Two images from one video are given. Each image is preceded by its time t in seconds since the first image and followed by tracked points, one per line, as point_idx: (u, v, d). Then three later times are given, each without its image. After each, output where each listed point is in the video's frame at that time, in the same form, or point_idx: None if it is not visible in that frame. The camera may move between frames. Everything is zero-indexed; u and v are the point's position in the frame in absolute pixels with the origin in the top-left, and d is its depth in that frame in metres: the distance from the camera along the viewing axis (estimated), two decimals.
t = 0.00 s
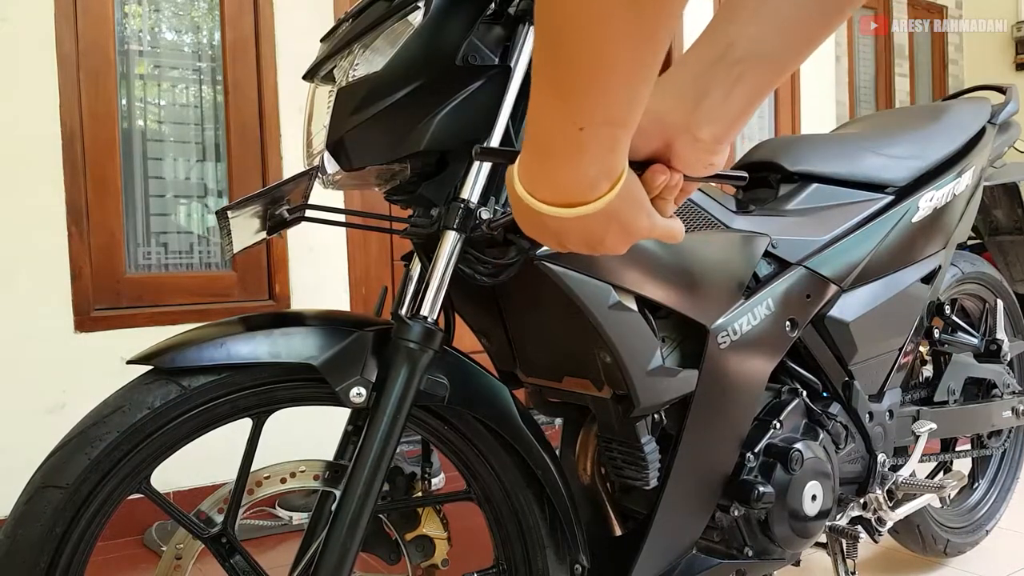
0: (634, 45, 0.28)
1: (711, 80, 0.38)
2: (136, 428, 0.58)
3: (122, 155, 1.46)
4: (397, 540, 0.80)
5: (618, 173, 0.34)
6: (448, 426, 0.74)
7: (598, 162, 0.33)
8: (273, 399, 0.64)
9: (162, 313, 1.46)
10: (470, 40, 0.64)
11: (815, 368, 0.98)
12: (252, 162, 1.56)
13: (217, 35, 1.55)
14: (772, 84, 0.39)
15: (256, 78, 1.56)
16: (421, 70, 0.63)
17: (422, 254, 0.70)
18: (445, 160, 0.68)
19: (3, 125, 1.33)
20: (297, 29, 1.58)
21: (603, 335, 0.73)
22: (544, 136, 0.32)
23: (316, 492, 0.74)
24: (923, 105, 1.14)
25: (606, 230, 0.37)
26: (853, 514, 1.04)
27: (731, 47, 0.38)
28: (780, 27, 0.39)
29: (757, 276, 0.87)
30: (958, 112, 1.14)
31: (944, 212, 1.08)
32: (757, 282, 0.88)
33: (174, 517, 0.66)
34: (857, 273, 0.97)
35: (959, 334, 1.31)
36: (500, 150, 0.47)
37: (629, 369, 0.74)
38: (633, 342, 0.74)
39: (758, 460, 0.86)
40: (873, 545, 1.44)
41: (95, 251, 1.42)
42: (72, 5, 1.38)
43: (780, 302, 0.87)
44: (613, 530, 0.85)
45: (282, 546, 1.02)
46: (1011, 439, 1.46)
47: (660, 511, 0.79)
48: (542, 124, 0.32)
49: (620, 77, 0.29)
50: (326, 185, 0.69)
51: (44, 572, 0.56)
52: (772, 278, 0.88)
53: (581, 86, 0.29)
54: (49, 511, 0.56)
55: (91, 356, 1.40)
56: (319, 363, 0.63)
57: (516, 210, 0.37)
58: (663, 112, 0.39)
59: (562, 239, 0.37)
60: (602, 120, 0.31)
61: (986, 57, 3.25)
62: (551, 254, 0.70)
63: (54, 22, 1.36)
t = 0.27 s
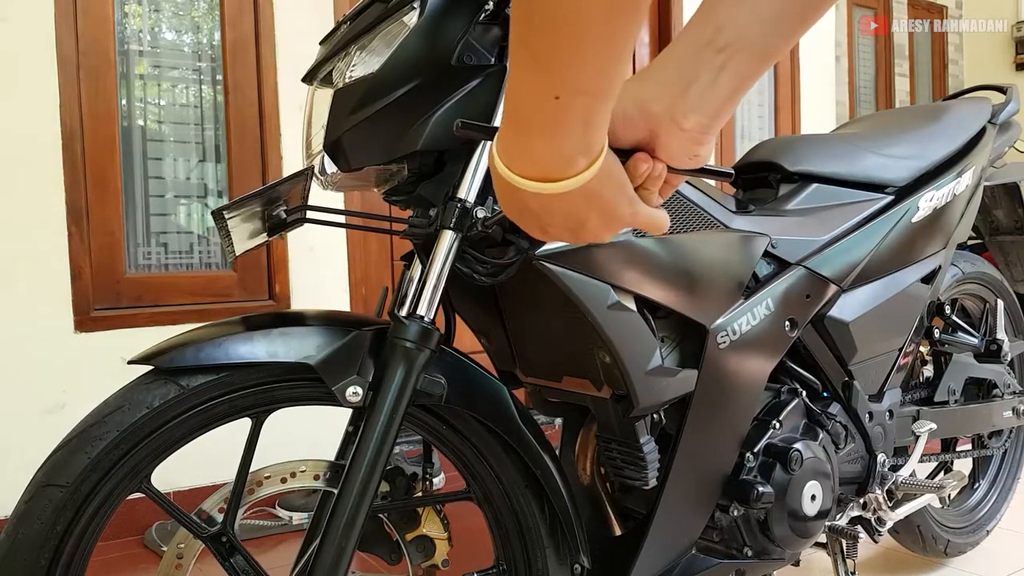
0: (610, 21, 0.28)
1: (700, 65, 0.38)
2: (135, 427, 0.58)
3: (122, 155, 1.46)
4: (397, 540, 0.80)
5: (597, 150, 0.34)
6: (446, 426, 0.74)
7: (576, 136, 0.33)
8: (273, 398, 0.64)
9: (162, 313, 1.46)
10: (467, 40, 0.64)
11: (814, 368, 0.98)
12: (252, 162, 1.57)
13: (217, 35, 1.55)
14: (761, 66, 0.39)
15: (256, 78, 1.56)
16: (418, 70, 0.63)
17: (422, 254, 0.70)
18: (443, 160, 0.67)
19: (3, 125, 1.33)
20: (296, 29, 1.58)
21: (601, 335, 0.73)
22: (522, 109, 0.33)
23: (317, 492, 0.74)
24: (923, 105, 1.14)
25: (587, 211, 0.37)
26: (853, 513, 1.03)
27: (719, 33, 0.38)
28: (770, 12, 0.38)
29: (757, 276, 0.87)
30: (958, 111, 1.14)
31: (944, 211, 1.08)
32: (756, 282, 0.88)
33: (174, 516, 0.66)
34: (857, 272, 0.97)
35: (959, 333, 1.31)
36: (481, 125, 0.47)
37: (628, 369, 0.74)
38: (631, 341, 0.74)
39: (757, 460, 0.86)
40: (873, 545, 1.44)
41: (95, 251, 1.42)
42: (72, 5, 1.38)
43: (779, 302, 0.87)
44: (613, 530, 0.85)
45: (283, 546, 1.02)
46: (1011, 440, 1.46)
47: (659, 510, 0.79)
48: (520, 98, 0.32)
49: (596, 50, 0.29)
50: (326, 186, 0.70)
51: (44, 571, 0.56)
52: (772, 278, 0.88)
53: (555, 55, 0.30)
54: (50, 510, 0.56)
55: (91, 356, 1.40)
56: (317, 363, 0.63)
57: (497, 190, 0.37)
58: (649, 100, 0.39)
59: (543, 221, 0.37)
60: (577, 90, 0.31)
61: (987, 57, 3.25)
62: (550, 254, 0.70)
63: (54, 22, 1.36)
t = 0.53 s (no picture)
0: (615, 23, 0.29)
1: (705, 69, 0.39)
2: (135, 427, 0.58)
3: (122, 155, 1.46)
4: (397, 540, 0.80)
5: (602, 152, 0.34)
6: (446, 426, 0.74)
7: (582, 138, 0.33)
8: (273, 399, 0.64)
9: (162, 313, 1.46)
10: (468, 40, 0.64)
11: (815, 368, 0.98)
12: (252, 162, 1.57)
13: (217, 35, 1.55)
14: (761, 74, 0.40)
15: (256, 78, 1.56)
16: (419, 70, 0.63)
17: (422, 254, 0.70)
18: (444, 160, 0.68)
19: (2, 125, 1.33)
20: (296, 29, 1.58)
21: (601, 335, 0.73)
22: (528, 111, 0.33)
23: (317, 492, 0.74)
24: (924, 105, 1.14)
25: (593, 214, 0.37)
26: (852, 514, 1.03)
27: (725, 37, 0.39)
28: (771, 18, 0.39)
29: (757, 277, 0.87)
30: (958, 111, 1.14)
31: (944, 211, 1.08)
32: (757, 282, 0.88)
33: (174, 516, 0.66)
34: (857, 273, 0.97)
35: (959, 333, 1.31)
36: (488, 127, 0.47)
37: (628, 369, 0.74)
38: (632, 342, 0.74)
39: (757, 460, 0.86)
40: (873, 545, 1.44)
41: (95, 251, 1.42)
42: (72, 5, 1.38)
43: (779, 302, 0.87)
44: (613, 530, 0.85)
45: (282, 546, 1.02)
46: (1011, 439, 1.46)
47: (660, 510, 0.79)
48: (526, 100, 0.32)
49: (602, 52, 0.30)
50: (326, 186, 0.70)
51: (44, 571, 0.56)
52: (772, 279, 0.88)
53: (562, 55, 0.30)
54: (50, 510, 0.56)
55: (91, 356, 1.40)
56: (318, 363, 0.63)
57: (503, 194, 0.37)
58: (656, 103, 0.39)
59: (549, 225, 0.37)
60: (585, 90, 0.31)
61: (987, 56, 3.25)
62: (550, 254, 0.70)
63: (53, 22, 1.36)
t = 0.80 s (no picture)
0: (618, 46, 0.28)
1: (703, 69, 0.39)
2: (135, 427, 0.58)
3: (122, 155, 1.46)
4: (397, 540, 0.80)
5: (604, 164, 0.34)
6: (446, 426, 0.74)
7: (584, 152, 0.33)
8: (273, 399, 0.64)
9: (162, 313, 1.46)
10: (468, 40, 0.64)
11: (814, 368, 0.98)
12: (252, 162, 1.57)
13: (217, 35, 1.55)
14: (760, 74, 0.40)
15: (256, 78, 1.56)
16: (419, 70, 0.63)
17: (423, 254, 0.71)
18: (444, 160, 0.67)
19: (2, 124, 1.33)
20: (296, 29, 1.58)
21: (601, 335, 0.73)
22: (531, 126, 0.32)
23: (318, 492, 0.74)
24: (923, 105, 1.14)
25: (596, 222, 0.37)
26: (853, 513, 1.03)
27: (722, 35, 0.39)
28: (770, 19, 0.40)
29: (757, 277, 0.87)
30: (958, 111, 1.14)
31: (944, 211, 1.08)
32: (756, 282, 0.88)
33: (174, 516, 0.66)
34: (856, 273, 0.97)
35: (958, 333, 1.31)
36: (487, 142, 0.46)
37: (628, 369, 0.74)
38: (631, 342, 0.74)
39: (757, 460, 0.86)
40: (873, 545, 1.44)
41: (95, 251, 1.42)
42: (72, 5, 1.38)
43: (779, 302, 0.87)
44: (613, 530, 0.85)
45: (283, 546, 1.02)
46: (1011, 439, 1.46)
47: (659, 510, 0.79)
48: (527, 116, 0.32)
49: (605, 73, 0.29)
50: (326, 186, 0.70)
51: (44, 571, 0.56)
52: (772, 279, 0.88)
53: (565, 77, 0.30)
54: (51, 510, 0.56)
55: (91, 356, 1.40)
56: (318, 363, 0.63)
57: (505, 202, 0.37)
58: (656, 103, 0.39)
59: (552, 233, 0.37)
60: (587, 110, 0.31)
61: (986, 56, 3.25)
62: (550, 254, 0.70)
63: (53, 22, 1.36)
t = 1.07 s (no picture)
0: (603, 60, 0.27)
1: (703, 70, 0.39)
2: (135, 428, 0.59)
3: (122, 155, 1.46)
4: (397, 539, 0.80)
5: (581, 188, 0.33)
6: (447, 425, 0.74)
7: (560, 174, 0.31)
8: (273, 399, 0.64)
9: (162, 313, 1.46)
10: (468, 42, 0.64)
11: (814, 368, 0.98)
12: (252, 162, 1.57)
13: (217, 35, 1.55)
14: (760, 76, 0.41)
15: (256, 78, 1.56)
16: (420, 71, 0.63)
17: (424, 254, 0.71)
18: (444, 161, 0.67)
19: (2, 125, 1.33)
20: (297, 29, 1.58)
21: (601, 334, 0.73)
22: (505, 140, 0.31)
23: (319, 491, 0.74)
24: (923, 106, 1.15)
25: (567, 251, 0.35)
26: (851, 512, 1.02)
27: None
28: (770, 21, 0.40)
29: (756, 276, 0.88)
30: (957, 112, 1.15)
31: (943, 212, 1.08)
32: (756, 282, 0.88)
33: (175, 515, 0.66)
34: (855, 273, 0.97)
35: (957, 333, 1.32)
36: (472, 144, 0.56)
37: (629, 369, 0.74)
38: (632, 341, 0.74)
39: (757, 459, 0.86)
40: (872, 545, 1.44)
41: (95, 251, 1.42)
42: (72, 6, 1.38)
43: (778, 302, 0.87)
44: (613, 529, 0.85)
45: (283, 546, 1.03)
46: (1010, 439, 1.46)
47: (659, 510, 0.79)
48: (504, 131, 0.31)
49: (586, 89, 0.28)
50: (327, 186, 0.71)
51: (45, 570, 0.56)
52: (771, 278, 0.88)
53: (543, 87, 0.28)
54: (51, 510, 0.56)
55: (91, 356, 1.40)
56: (318, 363, 0.63)
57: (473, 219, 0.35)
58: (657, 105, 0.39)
59: (519, 258, 0.35)
60: (564, 128, 0.30)
61: (986, 57, 3.26)
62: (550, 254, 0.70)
63: (53, 22, 1.36)
